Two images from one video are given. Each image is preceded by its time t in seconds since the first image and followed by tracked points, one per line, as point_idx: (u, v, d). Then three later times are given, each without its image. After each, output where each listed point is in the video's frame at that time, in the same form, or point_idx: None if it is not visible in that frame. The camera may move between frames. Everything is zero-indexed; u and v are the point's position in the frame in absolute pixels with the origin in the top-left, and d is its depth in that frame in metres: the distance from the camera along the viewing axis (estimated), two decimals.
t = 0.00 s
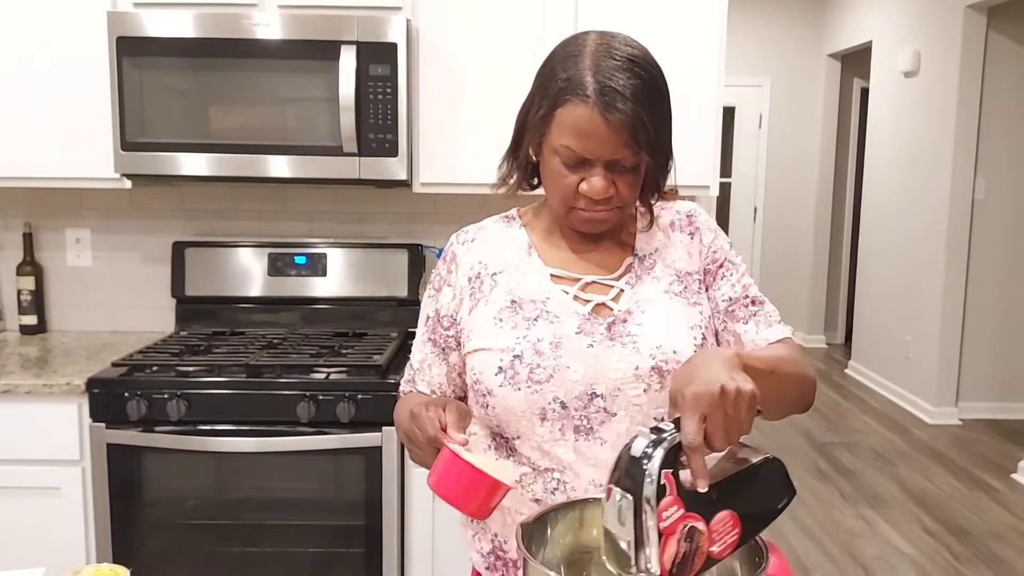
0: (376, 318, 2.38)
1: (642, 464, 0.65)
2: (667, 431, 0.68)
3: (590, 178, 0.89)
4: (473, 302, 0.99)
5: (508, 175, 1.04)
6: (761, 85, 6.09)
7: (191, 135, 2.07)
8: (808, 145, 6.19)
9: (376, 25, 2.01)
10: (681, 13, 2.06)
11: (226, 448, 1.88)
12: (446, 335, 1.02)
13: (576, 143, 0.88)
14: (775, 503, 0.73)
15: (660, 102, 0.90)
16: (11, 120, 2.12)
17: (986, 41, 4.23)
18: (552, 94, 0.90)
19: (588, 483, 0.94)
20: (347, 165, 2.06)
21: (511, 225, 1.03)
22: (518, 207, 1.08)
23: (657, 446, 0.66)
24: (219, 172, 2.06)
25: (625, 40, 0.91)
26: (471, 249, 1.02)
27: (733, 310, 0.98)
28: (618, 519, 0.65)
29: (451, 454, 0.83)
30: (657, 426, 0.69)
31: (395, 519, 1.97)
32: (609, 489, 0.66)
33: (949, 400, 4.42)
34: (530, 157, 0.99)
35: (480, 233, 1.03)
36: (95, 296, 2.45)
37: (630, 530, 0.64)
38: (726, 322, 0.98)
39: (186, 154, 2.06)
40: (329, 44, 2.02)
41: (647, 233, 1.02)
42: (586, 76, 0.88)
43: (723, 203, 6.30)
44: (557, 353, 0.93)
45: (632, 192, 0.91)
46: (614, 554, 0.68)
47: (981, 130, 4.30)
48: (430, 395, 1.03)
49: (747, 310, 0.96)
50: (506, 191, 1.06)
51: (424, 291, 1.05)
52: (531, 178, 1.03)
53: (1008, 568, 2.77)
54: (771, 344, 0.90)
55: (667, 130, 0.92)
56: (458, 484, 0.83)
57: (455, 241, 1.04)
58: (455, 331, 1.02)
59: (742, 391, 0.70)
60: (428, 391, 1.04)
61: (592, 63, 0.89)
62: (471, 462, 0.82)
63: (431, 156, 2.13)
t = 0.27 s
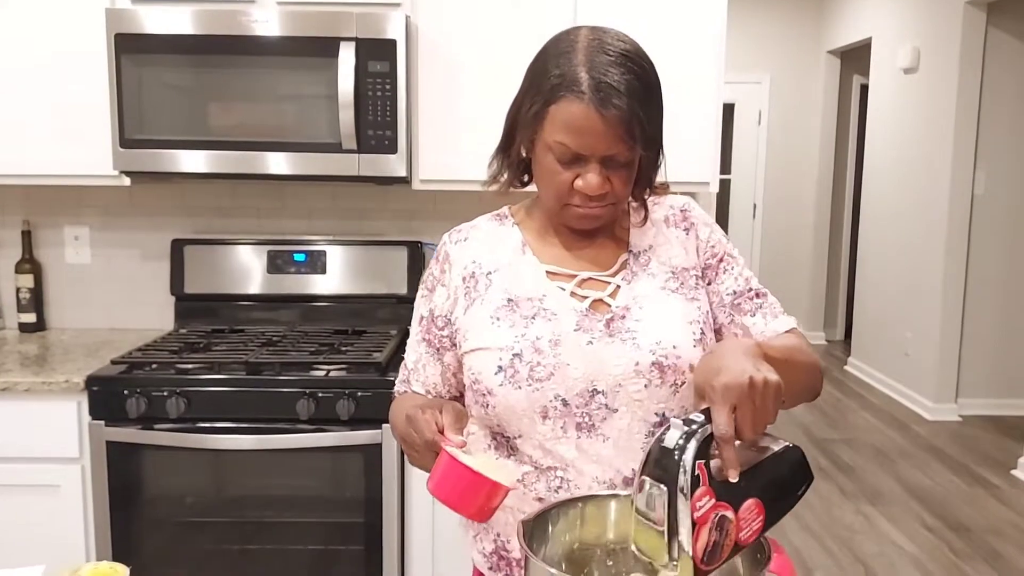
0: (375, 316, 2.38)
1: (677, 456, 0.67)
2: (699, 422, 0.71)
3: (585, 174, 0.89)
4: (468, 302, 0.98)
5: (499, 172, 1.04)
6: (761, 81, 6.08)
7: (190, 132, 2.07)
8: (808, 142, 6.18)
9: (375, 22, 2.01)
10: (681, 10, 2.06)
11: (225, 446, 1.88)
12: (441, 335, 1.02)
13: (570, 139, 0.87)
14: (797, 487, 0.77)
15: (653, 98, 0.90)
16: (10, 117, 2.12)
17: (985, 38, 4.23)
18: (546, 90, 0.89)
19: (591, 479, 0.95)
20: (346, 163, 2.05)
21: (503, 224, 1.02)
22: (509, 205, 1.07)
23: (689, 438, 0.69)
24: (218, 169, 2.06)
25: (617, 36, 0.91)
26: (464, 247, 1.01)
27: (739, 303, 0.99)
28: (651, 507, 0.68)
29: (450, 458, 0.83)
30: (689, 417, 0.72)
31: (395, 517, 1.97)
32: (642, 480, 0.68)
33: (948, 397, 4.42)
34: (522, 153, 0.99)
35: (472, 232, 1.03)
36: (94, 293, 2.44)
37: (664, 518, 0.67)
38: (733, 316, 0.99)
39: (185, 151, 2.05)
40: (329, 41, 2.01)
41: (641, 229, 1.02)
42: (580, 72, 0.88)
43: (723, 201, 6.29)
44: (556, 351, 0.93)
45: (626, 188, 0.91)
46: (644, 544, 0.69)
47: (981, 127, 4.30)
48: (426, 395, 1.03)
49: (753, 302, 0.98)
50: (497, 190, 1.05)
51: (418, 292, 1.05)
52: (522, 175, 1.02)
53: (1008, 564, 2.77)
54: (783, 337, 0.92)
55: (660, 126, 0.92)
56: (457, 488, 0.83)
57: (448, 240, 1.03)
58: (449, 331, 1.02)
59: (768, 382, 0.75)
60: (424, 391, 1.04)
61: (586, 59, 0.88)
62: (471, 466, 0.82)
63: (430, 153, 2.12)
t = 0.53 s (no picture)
0: (375, 314, 2.38)
1: (686, 442, 0.68)
2: (705, 411, 0.72)
3: (577, 171, 0.89)
4: (463, 301, 0.98)
5: (487, 171, 1.04)
6: (760, 79, 6.08)
7: (190, 130, 2.06)
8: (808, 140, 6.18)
9: (374, 20, 2.01)
10: (681, 8, 2.05)
11: (226, 444, 1.88)
12: (433, 335, 1.01)
13: (563, 136, 0.87)
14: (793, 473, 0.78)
15: (645, 95, 0.90)
16: (9, 115, 2.12)
17: (985, 35, 4.22)
18: (537, 87, 0.89)
19: (594, 477, 0.95)
20: (346, 160, 2.05)
21: (494, 223, 1.02)
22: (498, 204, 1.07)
23: (696, 427, 0.69)
24: (218, 168, 2.06)
25: (608, 33, 0.91)
26: (456, 246, 1.01)
27: (735, 298, 1.01)
28: (659, 492, 0.68)
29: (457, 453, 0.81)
30: (694, 406, 0.73)
31: (396, 515, 1.97)
32: (651, 465, 0.68)
33: (948, 394, 4.42)
34: (511, 152, 0.98)
35: (463, 231, 1.02)
36: (94, 292, 2.44)
37: (673, 501, 0.67)
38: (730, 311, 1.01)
39: (184, 149, 2.05)
40: (328, 39, 2.01)
41: (633, 226, 1.02)
42: (572, 68, 0.87)
43: (723, 198, 6.28)
44: (556, 349, 0.93)
45: (618, 185, 0.91)
46: (651, 528, 0.69)
47: (981, 124, 4.30)
48: (417, 396, 1.02)
49: (749, 298, 1.00)
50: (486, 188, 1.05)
51: (407, 292, 1.04)
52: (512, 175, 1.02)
53: (1008, 561, 2.78)
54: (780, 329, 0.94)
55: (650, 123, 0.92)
56: (463, 484, 0.81)
57: (439, 239, 1.03)
58: (442, 331, 1.01)
59: (772, 374, 0.78)
60: (414, 392, 1.02)
61: (578, 55, 0.88)
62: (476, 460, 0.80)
63: (430, 151, 2.12)
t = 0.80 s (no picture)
0: (375, 312, 2.38)
1: (677, 435, 0.68)
2: (696, 403, 0.72)
3: (573, 169, 0.89)
4: (456, 299, 0.98)
5: (480, 169, 1.04)
6: (759, 77, 6.09)
7: (190, 129, 2.07)
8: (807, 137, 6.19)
9: (374, 19, 2.01)
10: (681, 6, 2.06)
11: (227, 443, 1.88)
12: (423, 334, 1.00)
13: (561, 134, 0.88)
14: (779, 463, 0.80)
15: (640, 95, 0.91)
16: (9, 115, 2.12)
17: (984, 32, 4.23)
18: (535, 85, 0.89)
19: (593, 474, 0.95)
20: (346, 160, 2.05)
21: (484, 220, 1.02)
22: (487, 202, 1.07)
23: (688, 420, 0.70)
24: (219, 167, 2.06)
25: (604, 33, 0.91)
26: (448, 244, 1.00)
27: (723, 298, 1.04)
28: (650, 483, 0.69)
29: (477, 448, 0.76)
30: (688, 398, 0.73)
31: (396, 513, 1.97)
32: (642, 455, 0.69)
33: (947, 391, 4.43)
34: (505, 150, 0.98)
35: (454, 228, 1.02)
36: (95, 291, 2.45)
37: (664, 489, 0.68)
38: (717, 310, 1.04)
39: (185, 149, 2.06)
40: (328, 38, 2.02)
41: (622, 226, 1.04)
42: (571, 67, 0.88)
43: (722, 196, 6.29)
44: (556, 347, 0.93)
45: (611, 184, 0.92)
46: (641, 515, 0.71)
47: (979, 122, 4.30)
48: (406, 395, 0.99)
49: (736, 298, 1.03)
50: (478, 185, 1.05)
51: (395, 289, 1.02)
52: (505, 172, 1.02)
53: (1007, 558, 2.78)
54: (767, 328, 0.97)
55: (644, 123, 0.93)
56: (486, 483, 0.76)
57: (429, 237, 1.02)
58: (433, 330, 1.00)
59: (762, 371, 0.79)
60: (403, 391, 1.00)
61: (577, 54, 0.88)
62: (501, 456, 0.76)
63: (430, 149, 2.13)
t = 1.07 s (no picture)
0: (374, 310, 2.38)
1: (682, 432, 0.69)
2: (699, 400, 0.74)
3: (567, 163, 0.89)
4: (448, 296, 0.96)
5: (473, 161, 1.03)
6: (760, 74, 6.08)
7: (189, 126, 2.06)
8: (807, 134, 6.18)
9: (372, 16, 2.01)
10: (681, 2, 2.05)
11: (226, 441, 1.88)
12: (413, 331, 0.98)
13: (558, 126, 0.87)
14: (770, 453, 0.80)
15: (638, 93, 0.91)
16: (7, 112, 2.11)
17: (985, 28, 4.22)
18: (534, 76, 0.88)
19: (589, 473, 0.95)
20: (345, 157, 2.05)
21: (474, 215, 1.01)
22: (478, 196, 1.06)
23: (692, 417, 0.71)
24: (217, 164, 2.06)
25: (607, 30, 0.91)
26: (439, 240, 0.98)
27: (707, 300, 1.05)
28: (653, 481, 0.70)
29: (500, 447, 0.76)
30: (690, 395, 0.74)
31: (395, 511, 1.97)
32: (646, 454, 0.69)
33: (947, 388, 4.43)
34: (500, 142, 0.97)
35: (444, 224, 1.00)
36: (94, 288, 2.44)
37: (668, 488, 0.69)
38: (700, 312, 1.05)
39: (183, 146, 2.05)
40: (327, 35, 2.01)
41: (608, 225, 1.03)
42: (572, 60, 0.87)
43: (722, 193, 6.29)
44: (552, 344, 0.93)
45: (604, 180, 0.92)
46: (642, 513, 0.71)
47: (980, 119, 4.29)
48: (396, 393, 0.97)
49: (719, 300, 1.05)
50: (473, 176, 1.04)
51: (382, 285, 0.99)
52: (499, 165, 1.02)
53: (1008, 555, 2.78)
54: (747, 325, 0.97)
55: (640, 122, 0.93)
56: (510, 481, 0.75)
57: (419, 232, 1.00)
58: (424, 327, 0.98)
59: (757, 367, 0.82)
60: (392, 390, 0.98)
61: (579, 48, 0.88)
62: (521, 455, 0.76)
63: (429, 147, 2.12)
